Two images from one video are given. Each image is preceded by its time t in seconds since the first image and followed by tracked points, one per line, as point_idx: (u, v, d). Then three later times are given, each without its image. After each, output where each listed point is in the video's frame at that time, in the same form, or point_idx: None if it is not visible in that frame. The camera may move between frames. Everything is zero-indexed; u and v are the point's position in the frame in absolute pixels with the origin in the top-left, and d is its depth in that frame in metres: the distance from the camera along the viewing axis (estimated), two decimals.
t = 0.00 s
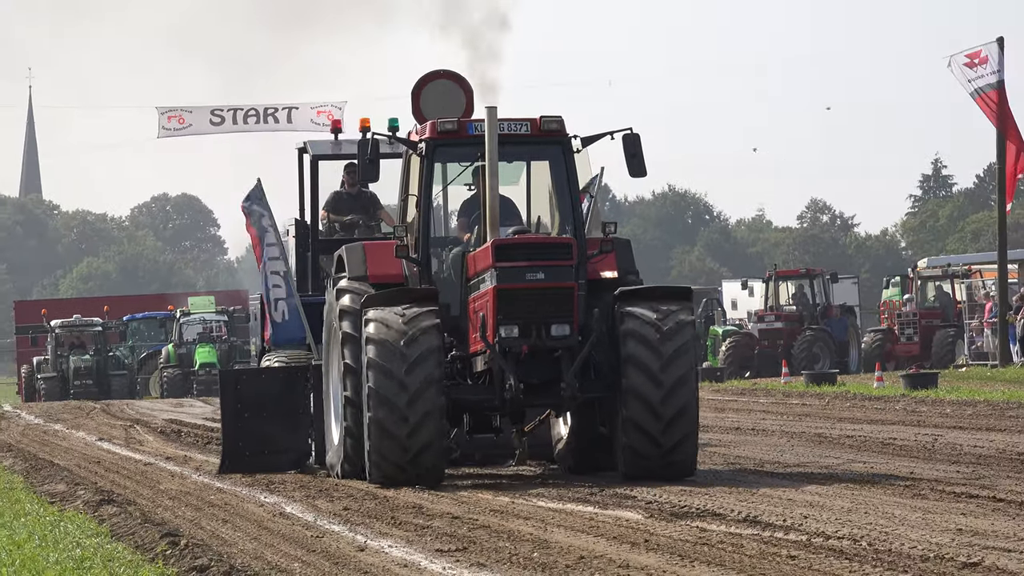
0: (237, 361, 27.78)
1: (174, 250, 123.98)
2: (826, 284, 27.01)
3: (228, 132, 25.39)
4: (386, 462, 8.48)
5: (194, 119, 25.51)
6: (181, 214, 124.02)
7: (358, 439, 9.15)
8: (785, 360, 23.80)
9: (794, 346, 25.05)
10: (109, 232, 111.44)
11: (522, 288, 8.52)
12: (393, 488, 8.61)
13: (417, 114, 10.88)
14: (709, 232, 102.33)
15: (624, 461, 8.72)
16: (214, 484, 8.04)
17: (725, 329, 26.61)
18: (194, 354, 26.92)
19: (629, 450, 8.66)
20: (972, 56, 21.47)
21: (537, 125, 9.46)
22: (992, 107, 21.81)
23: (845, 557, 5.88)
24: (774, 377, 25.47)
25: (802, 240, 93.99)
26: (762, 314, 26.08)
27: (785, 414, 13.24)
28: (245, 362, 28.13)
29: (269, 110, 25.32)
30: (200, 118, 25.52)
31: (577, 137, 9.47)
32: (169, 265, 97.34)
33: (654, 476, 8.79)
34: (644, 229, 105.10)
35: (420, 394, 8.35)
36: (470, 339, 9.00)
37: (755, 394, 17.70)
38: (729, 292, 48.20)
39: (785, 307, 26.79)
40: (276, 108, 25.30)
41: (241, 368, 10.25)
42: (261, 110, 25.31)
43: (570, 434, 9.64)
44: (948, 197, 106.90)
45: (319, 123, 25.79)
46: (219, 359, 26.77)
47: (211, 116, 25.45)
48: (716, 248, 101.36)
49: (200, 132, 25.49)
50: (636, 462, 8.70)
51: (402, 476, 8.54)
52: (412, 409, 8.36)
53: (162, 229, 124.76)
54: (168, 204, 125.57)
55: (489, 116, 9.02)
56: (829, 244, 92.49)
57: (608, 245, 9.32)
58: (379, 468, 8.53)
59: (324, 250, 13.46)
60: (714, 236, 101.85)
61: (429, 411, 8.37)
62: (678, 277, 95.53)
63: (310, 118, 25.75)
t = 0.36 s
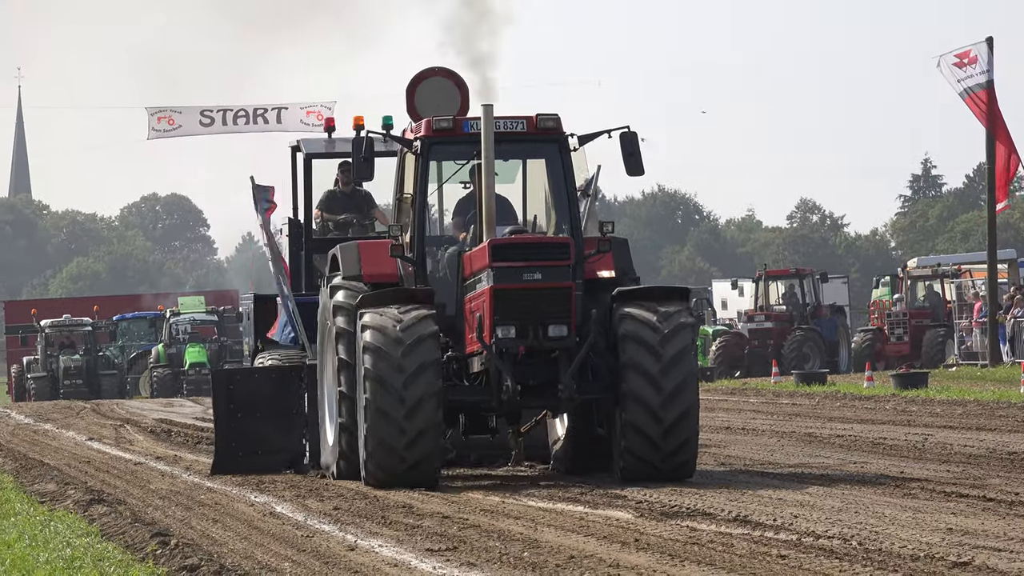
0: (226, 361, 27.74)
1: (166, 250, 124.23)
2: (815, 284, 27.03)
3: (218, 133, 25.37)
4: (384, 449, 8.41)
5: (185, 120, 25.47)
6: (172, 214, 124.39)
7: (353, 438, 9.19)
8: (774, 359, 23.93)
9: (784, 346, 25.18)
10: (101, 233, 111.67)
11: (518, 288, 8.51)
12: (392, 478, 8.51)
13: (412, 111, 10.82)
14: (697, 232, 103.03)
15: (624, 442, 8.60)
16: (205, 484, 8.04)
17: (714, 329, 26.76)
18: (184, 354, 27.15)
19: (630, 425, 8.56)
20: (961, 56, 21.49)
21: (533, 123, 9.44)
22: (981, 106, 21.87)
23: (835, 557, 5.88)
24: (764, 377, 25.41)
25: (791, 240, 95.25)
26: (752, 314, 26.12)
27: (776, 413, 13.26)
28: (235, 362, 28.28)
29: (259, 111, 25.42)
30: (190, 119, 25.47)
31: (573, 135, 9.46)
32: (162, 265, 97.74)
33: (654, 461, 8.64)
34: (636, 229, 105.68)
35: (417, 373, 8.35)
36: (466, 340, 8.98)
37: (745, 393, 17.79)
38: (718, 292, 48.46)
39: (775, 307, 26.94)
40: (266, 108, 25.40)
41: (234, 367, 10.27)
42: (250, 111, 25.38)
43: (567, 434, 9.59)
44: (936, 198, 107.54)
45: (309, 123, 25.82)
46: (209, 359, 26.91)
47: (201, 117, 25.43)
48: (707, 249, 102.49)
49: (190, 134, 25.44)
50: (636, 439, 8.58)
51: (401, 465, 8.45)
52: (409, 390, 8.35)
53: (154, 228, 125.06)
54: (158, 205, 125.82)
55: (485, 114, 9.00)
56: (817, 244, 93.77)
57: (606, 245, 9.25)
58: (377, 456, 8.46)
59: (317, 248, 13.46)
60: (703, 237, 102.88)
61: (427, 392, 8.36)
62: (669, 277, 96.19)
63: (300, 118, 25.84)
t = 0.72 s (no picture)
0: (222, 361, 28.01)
1: (162, 249, 124.51)
2: (810, 284, 27.07)
3: (213, 134, 25.46)
4: (386, 431, 8.36)
5: (179, 121, 25.60)
6: (168, 214, 124.84)
7: (354, 439, 9.18)
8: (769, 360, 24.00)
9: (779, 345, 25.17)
10: (98, 233, 111.94)
11: (522, 286, 8.45)
12: (394, 464, 8.45)
13: (412, 108, 10.79)
14: (692, 232, 103.33)
15: (629, 419, 8.50)
16: (200, 484, 8.05)
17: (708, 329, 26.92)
18: (179, 354, 27.25)
19: (635, 400, 8.48)
20: (956, 55, 21.49)
21: (537, 119, 9.44)
22: (977, 106, 21.89)
23: (830, 557, 5.87)
24: (759, 375, 25.44)
25: (786, 240, 95.69)
26: (747, 314, 26.27)
27: (771, 413, 13.29)
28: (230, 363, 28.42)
29: (254, 112, 25.45)
30: (185, 119, 25.62)
31: (577, 131, 9.44)
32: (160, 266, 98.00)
33: (660, 440, 8.52)
34: (632, 229, 106.06)
35: (421, 352, 8.35)
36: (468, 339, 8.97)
37: (739, 392, 17.86)
38: (711, 292, 48.72)
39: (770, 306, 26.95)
40: (261, 109, 25.45)
41: (234, 366, 10.28)
42: (245, 111, 25.43)
43: (570, 433, 9.61)
44: (930, 197, 107.94)
45: (304, 123, 25.89)
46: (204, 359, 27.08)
47: (196, 118, 25.56)
48: (702, 249, 103.13)
49: (185, 134, 25.57)
50: (642, 415, 8.50)
51: (403, 450, 8.40)
52: (411, 369, 8.33)
53: (151, 228, 125.37)
54: (153, 204, 126.07)
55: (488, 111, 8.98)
56: (813, 243, 94.20)
57: (609, 242, 9.28)
58: (378, 438, 8.40)
59: (316, 247, 13.46)
60: (699, 236, 103.45)
61: (428, 372, 8.34)
62: (664, 276, 96.58)
63: (295, 118, 25.91)
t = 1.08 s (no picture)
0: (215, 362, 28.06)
1: (157, 250, 124.67)
2: (804, 285, 27.41)
3: (207, 135, 25.48)
4: (384, 409, 8.32)
5: (173, 122, 25.59)
6: (162, 214, 125.09)
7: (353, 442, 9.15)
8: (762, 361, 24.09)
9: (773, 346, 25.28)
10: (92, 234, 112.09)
11: (524, 286, 8.44)
12: (393, 449, 8.37)
13: (411, 107, 10.73)
14: (686, 232, 103.59)
15: (630, 394, 8.46)
16: (194, 485, 8.05)
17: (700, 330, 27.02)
18: (172, 355, 27.30)
19: (635, 374, 8.46)
20: (950, 56, 21.52)
21: (538, 118, 9.43)
22: (970, 107, 21.81)
23: (824, 557, 5.88)
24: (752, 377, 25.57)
25: (779, 241, 95.90)
26: (740, 314, 26.23)
27: (764, 414, 13.33)
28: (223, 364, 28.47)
29: (248, 113, 25.44)
30: (179, 121, 25.60)
31: (578, 130, 9.43)
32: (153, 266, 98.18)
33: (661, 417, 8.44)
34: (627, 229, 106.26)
35: (417, 334, 8.37)
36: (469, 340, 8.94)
37: (732, 393, 17.92)
38: (701, 292, 48.89)
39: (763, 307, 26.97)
40: (255, 110, 25.47)
41: (230, 368, 10.31)
42: (238, 112, 25.45)
43: (571, 434, 9.59)
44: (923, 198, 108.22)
45: (298, 125, 25.91)
46: (197, 360, 27.14)
47: (189, 119, 25.56)
48: (695, 250, 103.40)
49: (178, 135, 25.55)
50: (643, 389, 8.46)
51: (402, 433, 8.33)
52: (408, 351, 8.35)
53: (145, 228, 125.56)
54: (148, 205, 126.30)
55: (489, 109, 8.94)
56: (806, 244, 94.45)
57: (612, 243, 9.20)
58: (376, 418, 8.36)
59: (313, 247, 13.48)
60: (692, 237, 103.71)
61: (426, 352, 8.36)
62: (658, 276, 96.80)
63: (289, 119, 25.95)
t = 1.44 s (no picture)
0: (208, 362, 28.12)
1: (153, 249, 124.91)
2: (797, 284, 27.37)
3: (200, 134, 25.60)
4: (379, 386, 8.28)
5: (166, 121, 25.72)
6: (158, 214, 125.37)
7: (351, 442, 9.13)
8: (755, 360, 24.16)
9: (766, 346, 25.23)
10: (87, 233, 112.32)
11: (522, 285, 8.41)
12: (389, 430, 8.29)
13: (410, 103, 10.76)
14: (679, 232, 103.92)
15: (631, 366, 8.40)
16: (188, 485, 8.06)
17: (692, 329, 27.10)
18: (166, 354, 27.37)
19: (635, 347, 8.42)
20: (943, 55, 21.54)
21: (538, 114, 9.40)
22: (964, 105, 21.92)
23: (817, 557, 5.88)
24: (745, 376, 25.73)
25: (772, 240, 96.11)
26: (733, 314, 26.48)
27: (757, 413, 13.35)
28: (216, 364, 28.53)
29: (241, 111, 25.53)
30: (172, 119, 25.74)
31: (578, 126, 9.40)
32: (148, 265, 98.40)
33: (662, 387, 8.38)
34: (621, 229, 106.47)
35: (415, 320, 8.40)
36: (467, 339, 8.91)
37: (725, 392, 17.97)
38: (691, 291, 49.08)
39: (757, 307, 27.27)
40: (248, 109, 25.55)
41: (228, 368, 10.26)
42: (232, 111, 25.50)
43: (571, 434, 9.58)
44: (917, 198, 108.46)
45: (291, 123, 25.90)
46: (191, 360, 27.19)
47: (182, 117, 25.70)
48: (689, 250, 103.64)
49: (172, 134, 25.71)
50: (643, 361, 8.40)
51: (397, 413, 8.26)
52: (404, 332, 8.36)
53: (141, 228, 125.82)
54: (143, 204, 126.55)
55: (489, 105, 8.94)
56: (799, 244, 94.68)
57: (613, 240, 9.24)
58: (372, 394, 8.29)
59: (310, 246, 13.49)
60: (687, 237, 103.95)
61: (424, 333, 8.35)
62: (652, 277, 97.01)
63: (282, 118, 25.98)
